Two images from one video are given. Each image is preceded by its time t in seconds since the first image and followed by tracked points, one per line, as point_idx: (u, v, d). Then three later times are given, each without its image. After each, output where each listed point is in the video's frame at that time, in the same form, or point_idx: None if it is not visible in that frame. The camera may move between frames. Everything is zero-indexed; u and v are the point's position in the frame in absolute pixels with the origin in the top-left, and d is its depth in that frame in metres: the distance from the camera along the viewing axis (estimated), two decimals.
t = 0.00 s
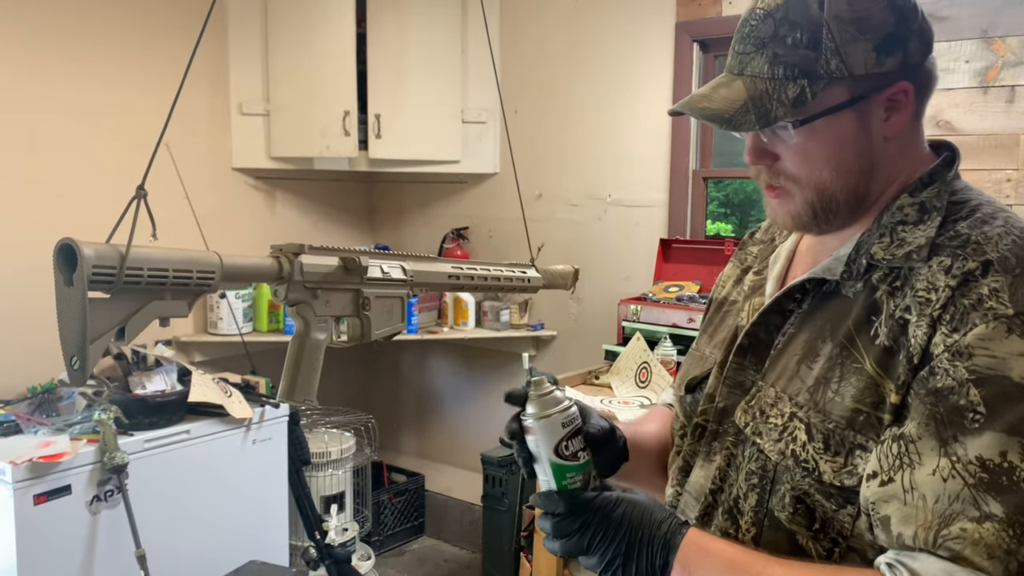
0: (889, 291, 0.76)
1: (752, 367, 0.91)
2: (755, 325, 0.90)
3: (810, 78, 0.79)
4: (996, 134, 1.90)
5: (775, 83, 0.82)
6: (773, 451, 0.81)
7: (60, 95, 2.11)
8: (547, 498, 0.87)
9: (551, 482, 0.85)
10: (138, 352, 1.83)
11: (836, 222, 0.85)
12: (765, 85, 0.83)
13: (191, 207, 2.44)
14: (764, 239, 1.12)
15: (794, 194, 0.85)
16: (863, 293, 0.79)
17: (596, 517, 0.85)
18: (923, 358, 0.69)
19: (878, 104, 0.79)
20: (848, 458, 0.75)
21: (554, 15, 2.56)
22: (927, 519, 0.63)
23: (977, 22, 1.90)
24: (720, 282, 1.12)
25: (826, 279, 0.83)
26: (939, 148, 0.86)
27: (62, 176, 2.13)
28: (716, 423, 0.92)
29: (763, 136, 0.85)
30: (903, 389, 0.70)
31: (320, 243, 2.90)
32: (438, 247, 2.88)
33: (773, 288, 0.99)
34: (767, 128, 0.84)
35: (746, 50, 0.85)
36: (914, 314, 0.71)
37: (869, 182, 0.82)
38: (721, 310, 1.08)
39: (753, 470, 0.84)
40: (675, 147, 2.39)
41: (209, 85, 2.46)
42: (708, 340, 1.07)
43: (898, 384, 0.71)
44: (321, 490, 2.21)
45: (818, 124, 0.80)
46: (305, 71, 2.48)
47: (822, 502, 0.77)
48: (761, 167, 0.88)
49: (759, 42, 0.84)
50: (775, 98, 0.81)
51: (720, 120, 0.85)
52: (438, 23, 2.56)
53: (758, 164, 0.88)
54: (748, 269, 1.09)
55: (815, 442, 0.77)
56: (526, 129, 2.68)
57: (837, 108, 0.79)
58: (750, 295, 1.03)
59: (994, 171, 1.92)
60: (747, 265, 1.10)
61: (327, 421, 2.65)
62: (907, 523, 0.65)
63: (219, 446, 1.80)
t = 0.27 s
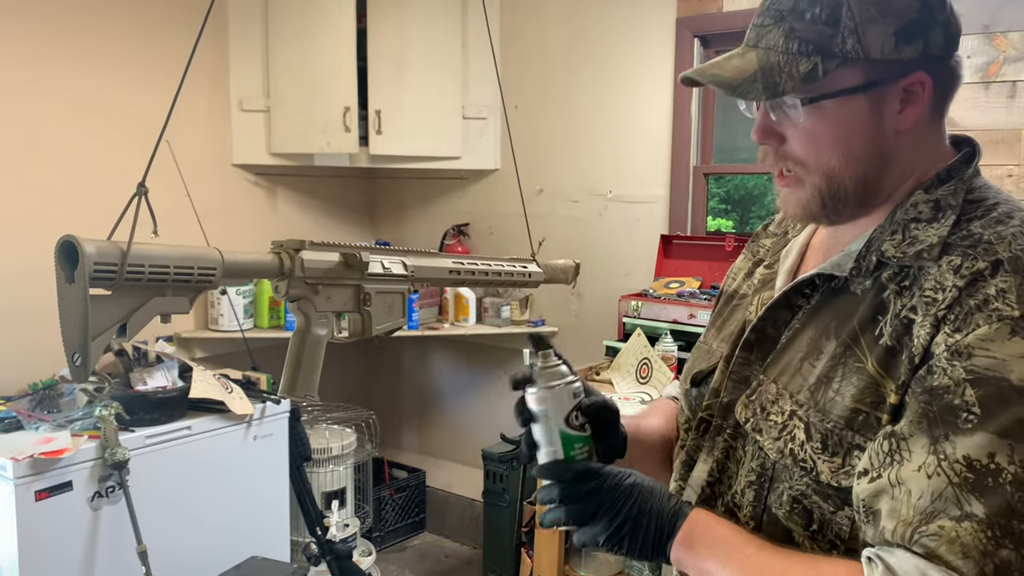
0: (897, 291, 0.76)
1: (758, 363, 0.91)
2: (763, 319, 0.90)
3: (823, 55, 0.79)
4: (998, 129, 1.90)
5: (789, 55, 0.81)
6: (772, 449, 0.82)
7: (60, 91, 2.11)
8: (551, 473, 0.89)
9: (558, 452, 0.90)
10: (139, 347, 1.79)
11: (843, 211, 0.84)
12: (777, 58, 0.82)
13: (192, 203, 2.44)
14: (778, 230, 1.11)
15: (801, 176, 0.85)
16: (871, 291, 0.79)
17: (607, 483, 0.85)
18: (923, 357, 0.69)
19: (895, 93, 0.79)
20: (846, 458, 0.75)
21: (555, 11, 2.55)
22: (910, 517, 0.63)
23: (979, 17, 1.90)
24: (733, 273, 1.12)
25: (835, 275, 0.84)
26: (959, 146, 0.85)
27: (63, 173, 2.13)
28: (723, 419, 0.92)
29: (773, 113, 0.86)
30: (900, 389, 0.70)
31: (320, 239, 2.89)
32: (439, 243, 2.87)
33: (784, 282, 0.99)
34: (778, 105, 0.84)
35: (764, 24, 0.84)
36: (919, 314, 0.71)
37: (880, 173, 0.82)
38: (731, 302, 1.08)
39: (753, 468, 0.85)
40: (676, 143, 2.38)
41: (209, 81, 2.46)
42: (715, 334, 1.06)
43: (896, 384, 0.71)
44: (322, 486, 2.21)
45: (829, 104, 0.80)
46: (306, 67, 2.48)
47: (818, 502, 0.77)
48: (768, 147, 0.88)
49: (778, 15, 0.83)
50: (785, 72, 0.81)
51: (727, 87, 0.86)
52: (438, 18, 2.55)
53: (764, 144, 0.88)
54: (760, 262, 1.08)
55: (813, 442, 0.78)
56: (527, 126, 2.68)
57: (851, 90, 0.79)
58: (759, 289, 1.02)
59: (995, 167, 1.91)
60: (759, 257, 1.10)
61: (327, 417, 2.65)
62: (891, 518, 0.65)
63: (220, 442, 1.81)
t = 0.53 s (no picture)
0: (913, 287, 0.75)
1: (770, 355, 0.89)
2: (775, 312, 0.89)
3: (839, 40, 0.79)
4: (1000, 124, 1.89)
5: (805, 38, 0.82)
6: (788, 445, 0.81)
7: (60, 87, 2.10)
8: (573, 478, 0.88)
9: (576, 461, 0.88)
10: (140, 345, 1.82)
11: (852, 200, 0.83)
12: (794, 40, 0.83)
13: (193, 199, 2.44)
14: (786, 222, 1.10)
15: (810, 161, 0.83)
16: (886, 286, 0.79)
17: (627, 486, 0.84)
18: (941, 355, 0.68)
19: (909, 81, 0.78)
20: (863, 455, 0.75)
21: (556, 6, 2.55)
22: (926, 513, 0.63)
23: (982, 12, 1.89)
24: (742, 263, 1.10)
25: (849, 270, 0.83)
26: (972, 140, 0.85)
27: (64, 169, 2.13)
28: (735, 410, 0.91)
29: (785, 98, 0.85)
30: (919, 387, 0.70)
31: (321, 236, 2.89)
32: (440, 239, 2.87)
33: (795, 274, 0.98)
34: (791, 88, 0.84)
35: (782, 9, 0.85)
36: (937, 312, 0.71)
37: (891, 162, 0.81)
38: (742, 293, 1.06)
39: (769, 462, 0.84)
40: (677, 139, 2.38)
41: (210, 77, 2.45)
42: (727, 324, 1.04)
43: (915, 382, 0.71)
44: (323, 482, 2.21)
45: (843, 88, 0.80)
46: (306, 63, 2.47)
47: (835, 498, 0.77)
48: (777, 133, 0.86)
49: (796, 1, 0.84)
50: (801, 54, 0.82)
51: (742, 67, 0.87)
52: (439, 14, 2.54)
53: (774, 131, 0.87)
54: (770, 252, 1.07)
55: (830, 438, 0.77)
56: (528, 122, 2.68)
57: (865, 75, 0.79)
58: (771, 279, 1.01)
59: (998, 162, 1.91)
60: (769, 246, 1.08)
61: (329, 413, 2.65)
62: (908, 513, 0.64)
63: (221, 439, 1.80)
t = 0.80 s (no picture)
0: (935, 276, 0.76)
1: (794, 353, 0.89)
2: (794, 311, 0.89)
3: (838, 44, 0.78)
4: (1003, 120, 1.88)
5: (804, 44, 0.80)
6: (835, 439, 0.80)
7: (60, 83, 2.10)
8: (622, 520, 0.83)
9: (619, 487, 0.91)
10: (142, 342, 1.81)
11: (855, 195, 0.83)
12: (794, 46, 0.81)
13: (193, 197, 2.44)
14: (780, 221, 1.09)
15: (813, 160, 0.83)
16: (908, 277, 0.79)
17: (675, 507, 0.79)
18: (980, 341, 0.68)
19: (903, 79, 0.78)
20: (912, 442, 0.74)
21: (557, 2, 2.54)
22: (1004, 495, 0.62)
23: (984, 7, 1.88)
24: (739, 265, 1.09)
25: (865, 265, 0.83)
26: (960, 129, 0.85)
27: (64, 167, 2.13)
28: (762, 410, 0.90)
29: (786, 100, 0.84)
30: (963, 370, 0.70)
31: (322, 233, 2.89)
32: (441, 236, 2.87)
33: (804, 272, 0.96)
34: (790, 90, 0.82)
35: (777, 15, 0.84)
36: (966, 298, 0.71)
37: (888, 157, 0.81)
38: (747, 295, 1.04)
39: (816, 458, 0.82)
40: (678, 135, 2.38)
41: (210, 74, 2.45)
42: (738, 325, 1.03)
43: (956, 366, 0.71)
44: (325, 479, 2.21)
45: (842, 90, 0.79)
46: (306, 60, 2.47)
47: (888, 484, 0.76)
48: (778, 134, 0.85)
49: (792, 7, 0.82)
50: (802, 59, 0.80)
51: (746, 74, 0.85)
52: (440, 11, 2.54)
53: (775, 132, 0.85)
54: (770, 252, 1.06)
55: (879, 428, 0.77)
56: (530, 119, 2.67)
57: (862, 76, 0.78)
58: (780, 279, 0.99)
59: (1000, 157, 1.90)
60: (767, 246, 1.07)
61: (331, 410, 2.65)
62: (984, 497, 0.63)
63: (224, 436, 1.81)
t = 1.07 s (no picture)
0: (972, 256, 0.73)
1: (834, 353, 0.82)
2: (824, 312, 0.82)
3: (809, 45, 0.78)
4: (1005, 116, 1.88)
5: (778, 50, 0.81)
6: (909, 431, 0.75)
7: (61, 82, 2.10)
8: None
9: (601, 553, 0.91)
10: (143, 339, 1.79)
11: (852, 189, 0.80)
12: (769, 53, 0.81)
13: (195, 195, 2.44)
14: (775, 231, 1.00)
15: (806, 162, 0.80)
16: (940, 262, 0.75)
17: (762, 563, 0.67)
18: None
19: (877, 72, 0.77)
20: (989, 420, 0.70)
21: None
22: None
23: (986, 3, 1.87)
24: (738, 279, 0.99)
25: (896, 256, 0.77)
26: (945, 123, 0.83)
27: (66, 166, 2.13)
28: (807, 415, 0.83)
29: (770, 106, 0.82)
30: None
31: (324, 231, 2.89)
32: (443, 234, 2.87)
33: (820, 275, 0.88)
34: (770, 96, 0.81)
35: (752, 28, 0.84)
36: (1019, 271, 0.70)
37: (877, 148, 0.78)
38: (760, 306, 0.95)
39: (891, 454, 0.75)
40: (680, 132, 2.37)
41: (211, 72, 2.45)
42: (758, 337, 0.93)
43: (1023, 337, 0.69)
44: (328, 477, 2.21)
45: (818, 87, 0.78)
46: (308, 58, 2.47)
47: (968, 467, 0.71)
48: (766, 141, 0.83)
49: (764, 19, 0.83)
50: (778, 62, 0.80)
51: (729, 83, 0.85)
52: (442, 8, 2.53)
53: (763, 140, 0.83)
54: (773, 261, 0.96)
55: (953, 412, 0.72)
56: (532, 116, 2.67)
57: (836, 74, 0.78)
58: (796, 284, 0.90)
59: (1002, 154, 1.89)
60: (767, 257, 0.97)
61: (334, 408, 2.66)
62: None
63: (226, 434, 1.81)
